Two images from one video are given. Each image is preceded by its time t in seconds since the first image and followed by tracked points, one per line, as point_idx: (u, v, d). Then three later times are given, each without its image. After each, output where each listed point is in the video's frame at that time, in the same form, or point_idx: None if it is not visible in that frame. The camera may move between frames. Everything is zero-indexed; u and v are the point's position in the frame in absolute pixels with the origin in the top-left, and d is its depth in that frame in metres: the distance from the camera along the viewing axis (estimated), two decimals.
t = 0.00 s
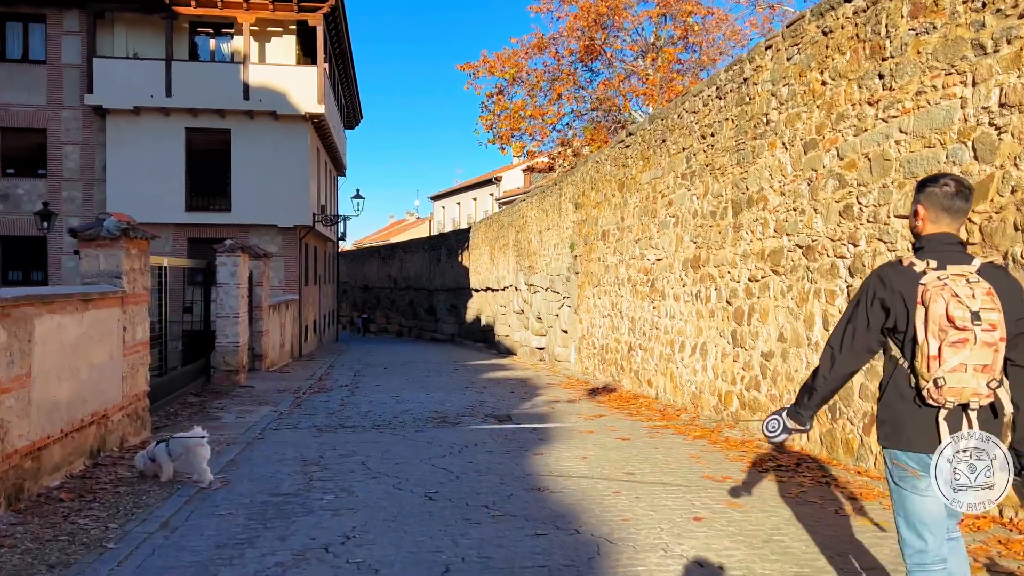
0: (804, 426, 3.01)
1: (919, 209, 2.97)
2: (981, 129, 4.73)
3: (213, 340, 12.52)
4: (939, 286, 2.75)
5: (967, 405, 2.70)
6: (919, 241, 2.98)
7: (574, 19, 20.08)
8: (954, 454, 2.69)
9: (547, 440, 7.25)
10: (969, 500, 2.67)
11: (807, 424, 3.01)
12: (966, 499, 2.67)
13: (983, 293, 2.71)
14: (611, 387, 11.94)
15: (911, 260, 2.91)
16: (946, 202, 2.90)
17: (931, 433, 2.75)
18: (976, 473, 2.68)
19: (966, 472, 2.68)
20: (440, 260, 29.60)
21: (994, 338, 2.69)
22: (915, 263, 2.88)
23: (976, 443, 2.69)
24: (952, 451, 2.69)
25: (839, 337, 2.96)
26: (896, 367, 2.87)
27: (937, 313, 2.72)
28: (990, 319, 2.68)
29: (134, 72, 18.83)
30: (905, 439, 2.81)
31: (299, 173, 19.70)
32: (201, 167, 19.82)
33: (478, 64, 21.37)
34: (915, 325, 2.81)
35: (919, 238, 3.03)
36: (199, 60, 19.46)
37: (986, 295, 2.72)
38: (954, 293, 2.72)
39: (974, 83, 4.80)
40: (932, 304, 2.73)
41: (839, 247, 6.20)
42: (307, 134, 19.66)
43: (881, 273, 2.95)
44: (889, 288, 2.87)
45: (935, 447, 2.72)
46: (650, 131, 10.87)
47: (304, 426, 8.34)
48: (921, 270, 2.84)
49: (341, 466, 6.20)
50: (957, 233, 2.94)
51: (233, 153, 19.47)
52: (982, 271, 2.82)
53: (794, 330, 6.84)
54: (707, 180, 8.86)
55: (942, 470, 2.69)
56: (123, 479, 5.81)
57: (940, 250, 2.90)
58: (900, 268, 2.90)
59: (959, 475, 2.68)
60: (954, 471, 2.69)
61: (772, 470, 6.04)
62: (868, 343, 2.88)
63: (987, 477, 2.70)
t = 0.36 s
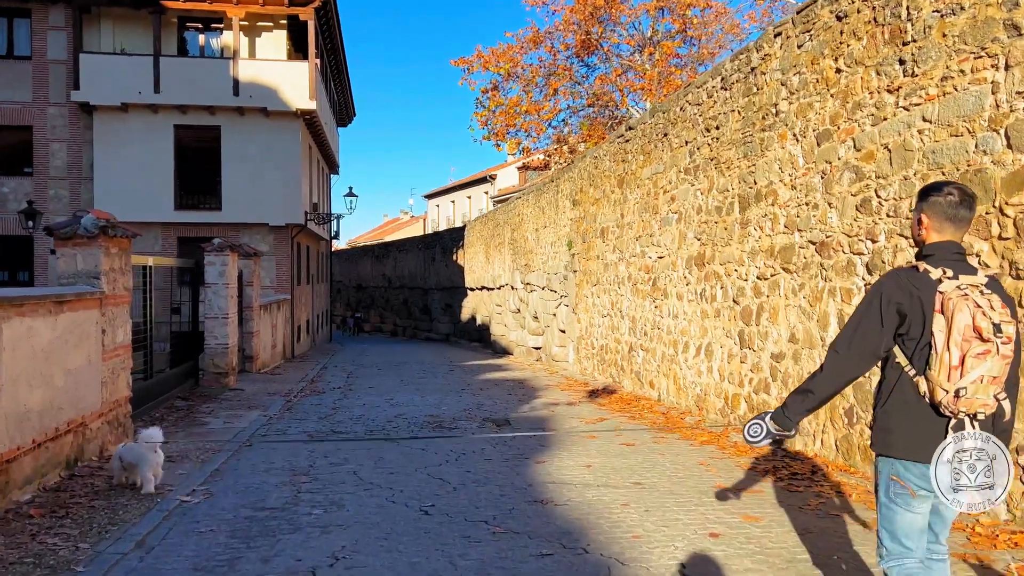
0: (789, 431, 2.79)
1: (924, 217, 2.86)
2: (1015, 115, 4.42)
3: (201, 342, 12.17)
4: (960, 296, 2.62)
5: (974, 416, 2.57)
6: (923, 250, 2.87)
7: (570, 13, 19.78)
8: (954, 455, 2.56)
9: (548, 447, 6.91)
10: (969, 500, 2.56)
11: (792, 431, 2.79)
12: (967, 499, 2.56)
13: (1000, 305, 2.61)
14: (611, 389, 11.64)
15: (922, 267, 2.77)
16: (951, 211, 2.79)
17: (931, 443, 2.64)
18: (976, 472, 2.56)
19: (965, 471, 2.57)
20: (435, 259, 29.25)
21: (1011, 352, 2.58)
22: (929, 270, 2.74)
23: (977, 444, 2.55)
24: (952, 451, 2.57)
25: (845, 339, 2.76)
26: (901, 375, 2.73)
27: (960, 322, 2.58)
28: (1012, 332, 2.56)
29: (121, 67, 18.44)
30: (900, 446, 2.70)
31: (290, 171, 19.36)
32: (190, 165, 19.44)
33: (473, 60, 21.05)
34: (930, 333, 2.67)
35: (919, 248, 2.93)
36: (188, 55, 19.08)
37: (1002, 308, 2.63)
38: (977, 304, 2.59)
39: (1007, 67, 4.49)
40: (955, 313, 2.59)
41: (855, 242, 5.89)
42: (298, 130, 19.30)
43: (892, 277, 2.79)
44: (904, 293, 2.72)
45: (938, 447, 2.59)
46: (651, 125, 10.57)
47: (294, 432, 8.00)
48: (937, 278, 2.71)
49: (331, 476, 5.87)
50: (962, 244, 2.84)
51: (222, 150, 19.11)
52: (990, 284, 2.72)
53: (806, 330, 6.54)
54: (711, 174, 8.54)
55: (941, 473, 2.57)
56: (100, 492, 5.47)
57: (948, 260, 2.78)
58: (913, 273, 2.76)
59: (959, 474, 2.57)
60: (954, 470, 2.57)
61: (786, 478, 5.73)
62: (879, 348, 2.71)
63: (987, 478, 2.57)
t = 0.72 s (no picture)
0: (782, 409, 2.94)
1: (918, 211, 2.92)
2: None
3: (195, 340, 11.85)
4: (946, 287, 2.69)
5: (972, 407, 2.62)
6: (918, 243, 2.92)
7: (570, 6, 19.49)
8: (953, 455, 2.61)
9: (555, 451, 6.60)
10: (967, 500, 2.61)
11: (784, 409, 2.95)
12: (966, 499, 2.62)
13: (989, 293, 2.67)
14: (616, 387, 11.33)
15: (913, 261, 2.84)
16: (943, 204, 2.84)
17: (933, 435, 2.68)
18: (976, 473, 2.60)
19: (965, 473, 2.61)
20: (433, 256, 28.95)
21: (1001, 339, 2.64)
22: (917, 263, 2.81)
23: (977, 443, 2.60)
24: (951, 451, 2.61)
25: (834, 330, 2.87)
26: (897, 368, 2.79)
27: (945, 313, 2.65)
28: (999, 320, 2.63)
29: (113, 61, 18.09)
30: (905, 439, 2.72)
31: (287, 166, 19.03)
32: (184, 160, 19.10)
33: (472, 52, 20.69)
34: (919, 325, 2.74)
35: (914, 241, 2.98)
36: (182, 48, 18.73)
37: (992, 298, 2.68)
38: (962, 293, 2.66)
39: None
40: (940, 304, 2.66)
41: (880, 234, 5.59)
42: (294, 124, 18.97)
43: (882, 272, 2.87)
44: (892, 286, 2.80)
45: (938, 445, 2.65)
46: (658, 116, 10.25)
47: (290, 435, 7.69)
48: (925, 270, 2.78)
49: (328, 484, 5.56)
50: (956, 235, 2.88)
51: (217, 145, 18.75)
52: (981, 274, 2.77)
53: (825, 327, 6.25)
54: (722, 165, 8.23)
55: (941, 471, 2.62)
56: (81, 502, 5.15)
57: (942, 252, 2.84)
58: (902, 267, 2.83)
59: (958, 475, 2.61)
60: (954, 471, 2.61)
61: (808, 483, 5.43)
62: (867, 340, 2.80)
63: (987, 478, 2.60)
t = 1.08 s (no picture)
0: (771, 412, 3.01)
1: (889, 201, 2.97)
2: None
3: (189, 339, 11.57)
4: (911, 275, 2.75)
5: (943, 393, 2.69)
6: (891, 232, 2.97)
7: None
8: (954, 455, 2.67)
9: (559, 453, 6.32)
10: (970, 500, 2.66)
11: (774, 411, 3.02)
12: (967, 499, 2.66)
13: (956, 280, 2.71)
14: (620, 386, 11.05)
15: (884, 249, 2.90)
16: (913, 193, 2.90)
17: (908, 422, 2.74)
18: (976, 472, 2.67)
19: (965, 472, 2.68)
20: (432, 253, 28.66)
21: (968, 325, 2.68)
22: (886, 253, 2.87)
23: (977, 444, 2.68)
24: (954, 452, 2.67)
25: (811, 326, 2.97)
26: (871, 357, 2.86)
27: (911, 300, 2.71)
28: (965, 305, 2.67)
29: (106, 55, 17.78)
30: (880, 425, 2.79)
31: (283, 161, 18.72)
32: (179, 156, 18.80)
33: (472, 46, 20.39)
34: (889, 314, 2.80)
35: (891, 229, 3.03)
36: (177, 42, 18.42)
37: (959, 282, 2.71)
38: (927, 281, 2.71)
39: None
40: (905, 292, 2.72)
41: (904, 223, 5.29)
42: (291, 119, 18.66)
43: (854, 263, 2.94)
44: (862, 278, 2.87)
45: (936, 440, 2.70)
46: (663, 106, 9.95)
47: (284, 437, 7.41)
48: (894, 259, 2.84)
49: (322, 489, 5.27)
50: (929, 222, 2.93)
51: (213, 140, 18.45)
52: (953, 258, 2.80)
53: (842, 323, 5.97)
54: (732, 156, 7.95)
55: (942, 469, 2.68)
56: (59, 510, 4.85)
57: (912, 240, 2.90)
58: (872, 258, 2.90)
59: (959, 475, 2.68)
60: (954, 471, 2.68)
61: (829, 487, 5.15)
62: (842, 332, 2.89)
63: (987, 478, 2.68)
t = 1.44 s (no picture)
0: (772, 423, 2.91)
1: (897, 210, 2.91)
2: None
3: (182, 340, 11.25)
4: (923, 285, 2.69)
5: (946, 405, 2.63)
6: (897, 242, 2.91)
7: None
8: (955, 455, 2.61)
9: (567, 462, 6.00)
10: (970, 500, 2.59)
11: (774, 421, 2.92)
12: (967, 499, 2.60)
13: (966, 293, 2.66)
14: (626, 388, 10.74)
15: (892, 258, 2.84)
16: (922, 202, 2.83)
17: (909, 432, 2.68)
18: (976, 472, 2.61)
19: (965, 473, 2.62)
20: (431, 252, 28.35)
21: (977, 339, 2.62)
22: (897, 262, 2.82)
23: (977, 444, 2.61)
24: (953, 452, 2.61)
25: (816, 333, 2.88)
26: (874, 367, 2.79)
27: (923, 311, 2.64)
28: (975, 319, 2.62)
29: (99, 50, 17.45)
30: (881, 435, 2.72)
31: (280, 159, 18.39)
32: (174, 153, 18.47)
33: (472, 42, 20.09)
34: (897, 324, 2.74)
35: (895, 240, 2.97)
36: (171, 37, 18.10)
37: (969, 297, 2.66)
38: (940, 292, 2.65)
39: None
40: (916, 302, 2.66)
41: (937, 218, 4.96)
42: (288, 116, 18.35)
43: (861, 270, 2.87)
44: (871, 285, 2.80)
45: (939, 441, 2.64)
46: (670, 100, 9.65)
47: (278, 443, 7.09)
48: (904, 268, 2.78)
49: (315, 502, 4.95)
50: (937, 234, 2.87)
51: (209, 136, 18.13)
52: (960, 272, 2.76)
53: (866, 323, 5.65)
54: (744, 150, 7.63)
55: (942, 469, 2.61)
56: (34, 525, 4.54)
57: (919, 251, 2.84)
58: (881, 267, 2.83)
59: (959, 475, 2.61)
60: (955, 470, 2.61)
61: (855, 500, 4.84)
62: (848, 340, 2.81)
63: (987, 478, 2.62)
